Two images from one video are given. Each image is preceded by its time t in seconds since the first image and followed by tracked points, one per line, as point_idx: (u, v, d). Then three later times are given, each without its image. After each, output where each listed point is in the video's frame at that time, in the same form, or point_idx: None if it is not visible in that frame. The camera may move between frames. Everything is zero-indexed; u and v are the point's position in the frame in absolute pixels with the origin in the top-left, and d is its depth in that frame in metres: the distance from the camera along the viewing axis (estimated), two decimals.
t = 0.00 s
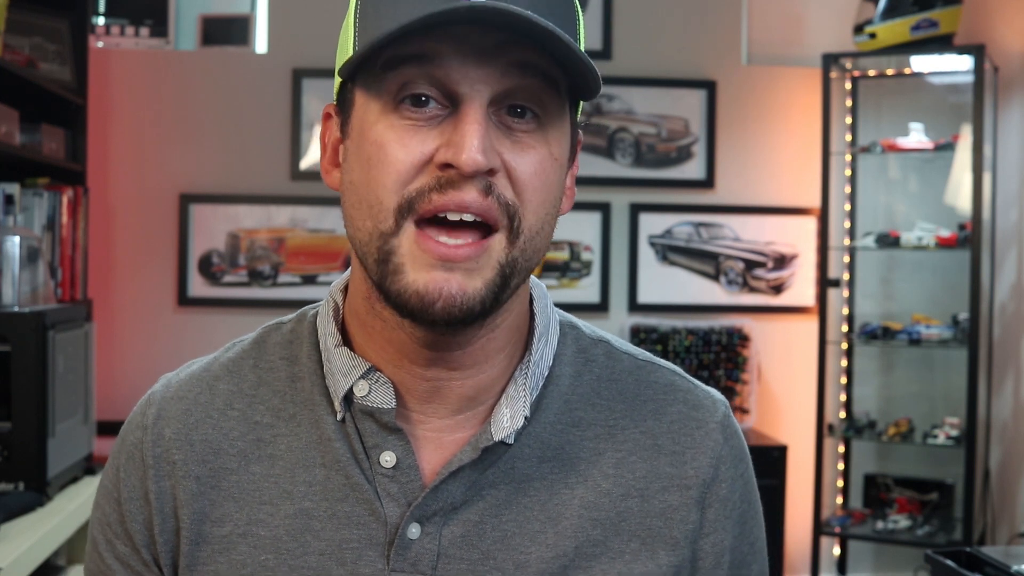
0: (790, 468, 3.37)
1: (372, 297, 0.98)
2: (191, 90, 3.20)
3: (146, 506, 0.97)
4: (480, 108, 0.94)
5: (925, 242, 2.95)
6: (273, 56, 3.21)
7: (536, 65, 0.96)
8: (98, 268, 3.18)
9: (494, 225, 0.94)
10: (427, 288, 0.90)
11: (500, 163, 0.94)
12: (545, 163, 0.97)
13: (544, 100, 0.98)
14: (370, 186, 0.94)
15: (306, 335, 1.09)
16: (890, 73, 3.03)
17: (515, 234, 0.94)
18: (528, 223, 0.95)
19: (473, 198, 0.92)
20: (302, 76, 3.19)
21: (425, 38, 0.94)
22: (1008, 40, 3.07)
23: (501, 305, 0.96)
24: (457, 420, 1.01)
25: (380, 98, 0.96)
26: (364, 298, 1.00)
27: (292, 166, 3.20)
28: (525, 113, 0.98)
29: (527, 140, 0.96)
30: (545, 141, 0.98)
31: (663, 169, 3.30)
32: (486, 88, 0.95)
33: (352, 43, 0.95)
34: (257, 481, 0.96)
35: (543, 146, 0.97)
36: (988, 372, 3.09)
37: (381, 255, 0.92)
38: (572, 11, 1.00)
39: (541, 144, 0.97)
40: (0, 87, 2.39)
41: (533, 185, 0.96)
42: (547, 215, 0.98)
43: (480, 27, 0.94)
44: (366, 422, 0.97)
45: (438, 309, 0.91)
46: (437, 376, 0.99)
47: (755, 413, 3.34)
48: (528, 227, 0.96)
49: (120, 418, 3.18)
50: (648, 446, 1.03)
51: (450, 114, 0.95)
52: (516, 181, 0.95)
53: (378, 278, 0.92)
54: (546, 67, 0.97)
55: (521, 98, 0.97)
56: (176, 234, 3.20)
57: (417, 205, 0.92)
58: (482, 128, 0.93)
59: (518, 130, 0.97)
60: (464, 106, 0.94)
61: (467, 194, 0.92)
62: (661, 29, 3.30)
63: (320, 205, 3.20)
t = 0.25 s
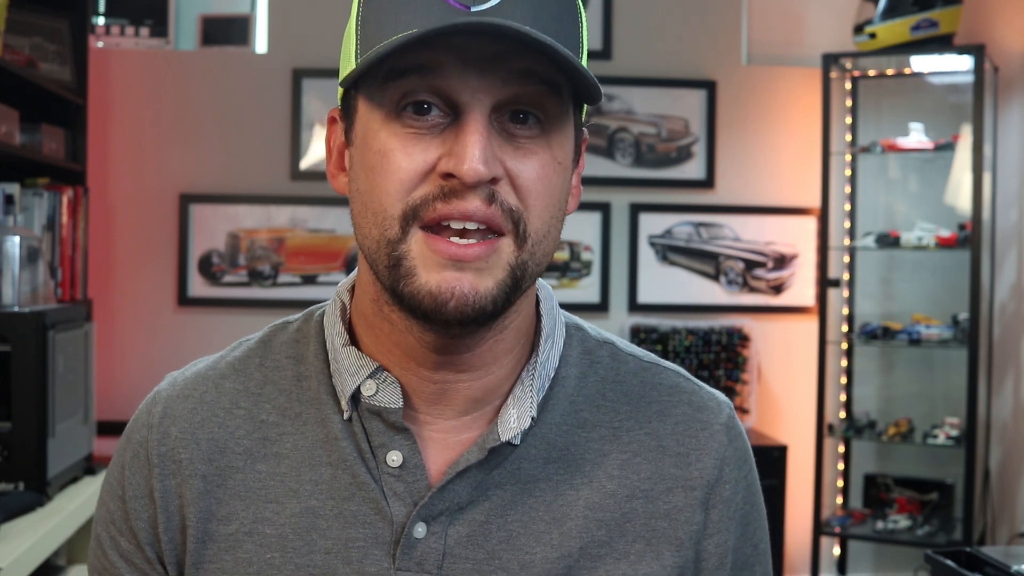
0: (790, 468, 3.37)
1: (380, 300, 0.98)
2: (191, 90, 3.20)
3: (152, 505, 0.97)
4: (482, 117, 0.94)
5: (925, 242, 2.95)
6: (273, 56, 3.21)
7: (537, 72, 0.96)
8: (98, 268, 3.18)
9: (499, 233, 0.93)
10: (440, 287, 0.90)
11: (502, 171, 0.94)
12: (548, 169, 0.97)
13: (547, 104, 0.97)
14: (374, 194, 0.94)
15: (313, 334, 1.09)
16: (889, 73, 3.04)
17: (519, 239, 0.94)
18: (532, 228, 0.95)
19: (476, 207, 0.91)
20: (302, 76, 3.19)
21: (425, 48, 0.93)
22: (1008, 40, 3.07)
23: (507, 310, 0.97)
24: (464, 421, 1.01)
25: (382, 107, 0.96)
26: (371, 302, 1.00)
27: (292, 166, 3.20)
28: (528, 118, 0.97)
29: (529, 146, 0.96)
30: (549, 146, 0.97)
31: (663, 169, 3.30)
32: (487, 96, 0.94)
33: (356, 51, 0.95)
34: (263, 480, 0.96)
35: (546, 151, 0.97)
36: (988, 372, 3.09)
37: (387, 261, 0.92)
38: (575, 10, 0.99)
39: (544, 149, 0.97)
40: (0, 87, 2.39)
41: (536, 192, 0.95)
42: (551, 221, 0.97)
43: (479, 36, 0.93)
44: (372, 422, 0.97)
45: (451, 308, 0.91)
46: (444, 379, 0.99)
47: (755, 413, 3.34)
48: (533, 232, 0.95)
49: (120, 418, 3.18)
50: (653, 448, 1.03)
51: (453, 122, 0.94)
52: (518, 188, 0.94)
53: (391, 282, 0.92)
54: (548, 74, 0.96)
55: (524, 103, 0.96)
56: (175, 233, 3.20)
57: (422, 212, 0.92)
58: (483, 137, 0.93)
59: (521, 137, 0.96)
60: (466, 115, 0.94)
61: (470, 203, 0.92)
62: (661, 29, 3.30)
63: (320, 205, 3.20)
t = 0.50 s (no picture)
0: (790, 468, 3.37)
1: (377, 302, 0.98)
2: (191, 90, 3.20)
3: (148, 502, 0.97)
4: (476, 124, 0.94)
5: (925, 242, 2.95)
6: (273, 56, 3.21)
7: (531, 79, 0.95)
8: (98, 268, 3.18)
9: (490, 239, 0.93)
10: (434, 297, 0.90)
11: (495, 178, 0.94)
12: (541, 174, 0.96)
13: (541, 110, 0.97)
14: (370, 199, 0.94)
15: (312, 333, 1.09)
16: (890, 73, 3.03)
17: (513, 245, 0.94)
18: (525, 232, 0.95)
19: (469, 213, 0.92)
20: (302, 76, 3.19)
21: (420, 56, 0.93)
22: (1008, 40, 3.07)
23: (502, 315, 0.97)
24: (460, 419, 1.01)
25: (378, 112, 0.96)
26: (369, 304, 1.00)
27: (292, 166, 3.20)
28: (522, 123, 0.97)
29: (523, 152, 0.96)
30: (543, 152, 0.97)
31: (663, 169, 3.30)
32: (482, 103, 0.94)
33: (352, 52, 0.95)
34: (260, 476, 0.96)
35: (539, 157, 0.97)
36: (988, 372, 3.09)
37: (383, 268, 0.92)
38: (570, 11, 1.00)
39: (537, 154, 0.97)
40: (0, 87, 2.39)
41: (530, 199, 0.95)
42: (545, 226, 0.97)
43: (474, 44, 0.93)
44: (368, 417, 0.98)
45: (446, 315, 0.91)
46: (441, 379, 0.99)
47: (755, 412, 3.34)
48: (526, 236, 0.95)
49: (120, 418, 3.18)
50: (650, 444, 1.03)
51: (448, 128, 0.95)
52: (510, 196, 0.94)
53: (385, 288, 0.92)
54: (541, 81, 0.96)
55: (518, 108, 0.96)
56: (175, 233, 3.20)
57: (417, 220, 0.92)
58: (477, 144, 0.93)
59: (515, 143, 0.96)
60: (461, 122, 0.94)
61: (464, 210, 0.92)
62: (661, 29, 3.30)
63: (320, 205, 3.20)
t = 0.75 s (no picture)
0: (790, 468, 3.37)
1: (381, 300, 0.98)
2: (191, 90, 3.20)
3: (149, 500, 0.97)
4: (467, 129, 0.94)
5: (925, 242, 2.95)
6: (273, 56, 3.21)
7: (521, 80, 0.95)
8: (98, 267, 3.18)
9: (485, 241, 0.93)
10: (445, 294, 0.90)
11: (487, 181, 0.94)
12: (533, 174, 0.96)
13: (532, 110, 0.97)
14: (366, 202, 0.94)
15: (312, 332, 1.09)
16: (890, 73, 3.03)
17: (512, 243, 0.94)
18: (522, 230, 0.95)
19: (460, 217, 0.92)
20: (302, 76, 3.19)
21: (409, 61, 0.94)
22: (1008, 40, 3.07)
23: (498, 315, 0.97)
24: (459, 416, 1.01)
25: (370, 117, 0.96)
26: (370, 300, 1.00)
27: (292, 166, 3.20)
28: (513, 124, 0.97)
29: (514, 153, 0.96)
30: (534, 153, 0.97)
31: (663, 169, 3.30)
32: (472, 106, 0.94)
33: (343, 55, 0.96)
34: (261, 474, 0.96)
35: (531, 157, 0.96)
36: (988, 372, 3.09)
37: (387, 269, 0.92)
38: (562, 12, 0.99)
39: (529, 155, 0.96)
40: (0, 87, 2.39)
41: (523, 200, 0.95)
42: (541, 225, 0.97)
43: (462, 48, 0.93)
44: (369, 415, 0.98)
45: (456, 312, 0.91)
46: (440, 373, 1.00)
47: (755, 412, 3.34)
48: (522, 235, 0.95)
49: (120, 418, 3.18)
50: (649, 441, 1.03)
51: (439, 131, 0.94)
52: (502, 197, 0.94)
53: (393, 290, 0.92)
54: (532, 81, 0.96)
55: (509, 110, 0.96)
56: (175, 233, 3.20)
57: (413, 223, 0.92)
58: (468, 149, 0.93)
59: (507, 145, 0.96)
60: (451, 126, 0.94)
61: (455, 214, 0.92)
62: (661, 29, 3.30)
63: (321, 205, 3.20)
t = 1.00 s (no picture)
0: (790, 468, 3.37)
1: (376, 301, 0.98)
2: (191, 90, 3.20)
3: (150, 500, 0.97)
4: (468, 124, 0.94)
5: (925, 242, 2.95)
6: (273, 57, 3.22)
7: (520, 77, 0.95)
8: (98, 267, 3.18)
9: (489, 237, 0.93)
10: (429, 298, 0.91)
11: (489, 176, 0.94)
12: (535, 171, 0.96)
13: (531, 108, 0.97)
14: (365, 201, 0.94)
15: (313, 333, 1.09)
16: (890, 73, 3.03)
17: (508, 242, 0.94)
18: (521, 230, 0.95)
19: (463, 212, 0.91)
20: (302, 76, 3.19)
21: (409, 60, 0.94)
22: (1008, 40, 3.07)
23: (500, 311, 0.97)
24: (459, 415, 1.01)
25: (371, 115, 0.96)
26: (369, 301, 1.00)
27: (292, 165, 3.20)
28: (513, 122, 0.97)
29: (516, 150, 0.96)
30: (535, 149, 0.97)
31: (663, 169, 3.30)
32: (473, 103, 0.94)
33: (344, 57, 0.96)
34: (261, 473, 0.96)
35: (532, 154, 0.96)
36: (988, 372, 3.09)
37: (380, 269, 0.92)
38: (560, 12, 1.00)
39: (530, 152, 0.96)
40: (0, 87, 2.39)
41: (523, 196, 0.95)
42: (541, 221, 0.97)
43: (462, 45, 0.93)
44: (369, 415, 0.98)
45: (441, 315, 0.91)
46: (440, 373, 1.00)
47: (755, 412, 3.34)
48: (522, 234, 0.95)
49: (120, 418, 3.18)
50: (648, 439, 1.03)
51: (439, 129, 0.94)
52: (506, 194, 0.94)
53: (382, 289, 0.93)
54: (531, 79, 0.96)
55: (508, 107, 0.96)
56: (175, 233, 3.20)
57: (413, 220, 0.92)
58: (469, 143, 0.93)
59: (507, 141, 0.96)
60: (452, 122, 0.94)
61: (458, 209, 0.92)
62: (661, 29, 3.30)
63: (321, 205, 3.21)
